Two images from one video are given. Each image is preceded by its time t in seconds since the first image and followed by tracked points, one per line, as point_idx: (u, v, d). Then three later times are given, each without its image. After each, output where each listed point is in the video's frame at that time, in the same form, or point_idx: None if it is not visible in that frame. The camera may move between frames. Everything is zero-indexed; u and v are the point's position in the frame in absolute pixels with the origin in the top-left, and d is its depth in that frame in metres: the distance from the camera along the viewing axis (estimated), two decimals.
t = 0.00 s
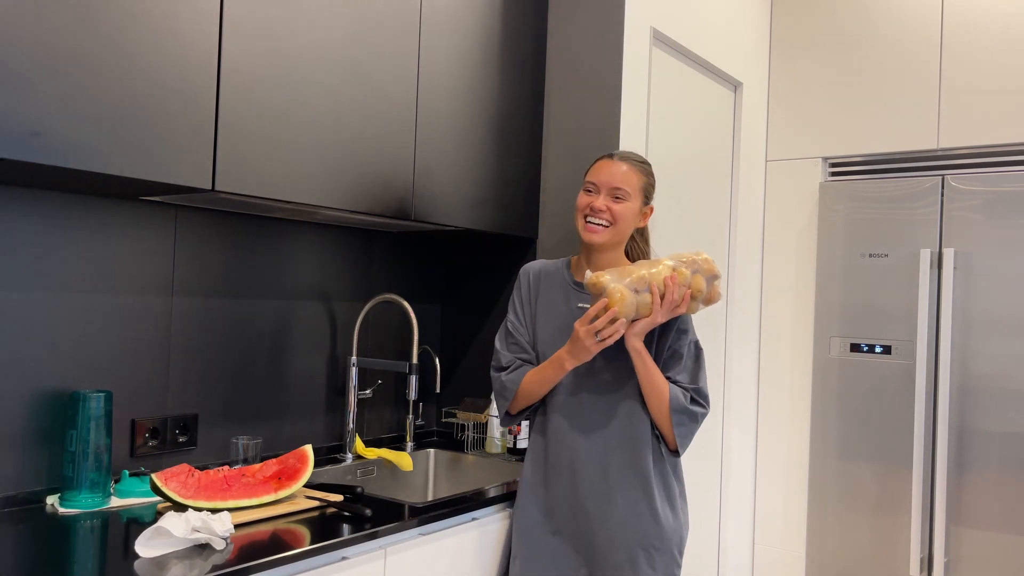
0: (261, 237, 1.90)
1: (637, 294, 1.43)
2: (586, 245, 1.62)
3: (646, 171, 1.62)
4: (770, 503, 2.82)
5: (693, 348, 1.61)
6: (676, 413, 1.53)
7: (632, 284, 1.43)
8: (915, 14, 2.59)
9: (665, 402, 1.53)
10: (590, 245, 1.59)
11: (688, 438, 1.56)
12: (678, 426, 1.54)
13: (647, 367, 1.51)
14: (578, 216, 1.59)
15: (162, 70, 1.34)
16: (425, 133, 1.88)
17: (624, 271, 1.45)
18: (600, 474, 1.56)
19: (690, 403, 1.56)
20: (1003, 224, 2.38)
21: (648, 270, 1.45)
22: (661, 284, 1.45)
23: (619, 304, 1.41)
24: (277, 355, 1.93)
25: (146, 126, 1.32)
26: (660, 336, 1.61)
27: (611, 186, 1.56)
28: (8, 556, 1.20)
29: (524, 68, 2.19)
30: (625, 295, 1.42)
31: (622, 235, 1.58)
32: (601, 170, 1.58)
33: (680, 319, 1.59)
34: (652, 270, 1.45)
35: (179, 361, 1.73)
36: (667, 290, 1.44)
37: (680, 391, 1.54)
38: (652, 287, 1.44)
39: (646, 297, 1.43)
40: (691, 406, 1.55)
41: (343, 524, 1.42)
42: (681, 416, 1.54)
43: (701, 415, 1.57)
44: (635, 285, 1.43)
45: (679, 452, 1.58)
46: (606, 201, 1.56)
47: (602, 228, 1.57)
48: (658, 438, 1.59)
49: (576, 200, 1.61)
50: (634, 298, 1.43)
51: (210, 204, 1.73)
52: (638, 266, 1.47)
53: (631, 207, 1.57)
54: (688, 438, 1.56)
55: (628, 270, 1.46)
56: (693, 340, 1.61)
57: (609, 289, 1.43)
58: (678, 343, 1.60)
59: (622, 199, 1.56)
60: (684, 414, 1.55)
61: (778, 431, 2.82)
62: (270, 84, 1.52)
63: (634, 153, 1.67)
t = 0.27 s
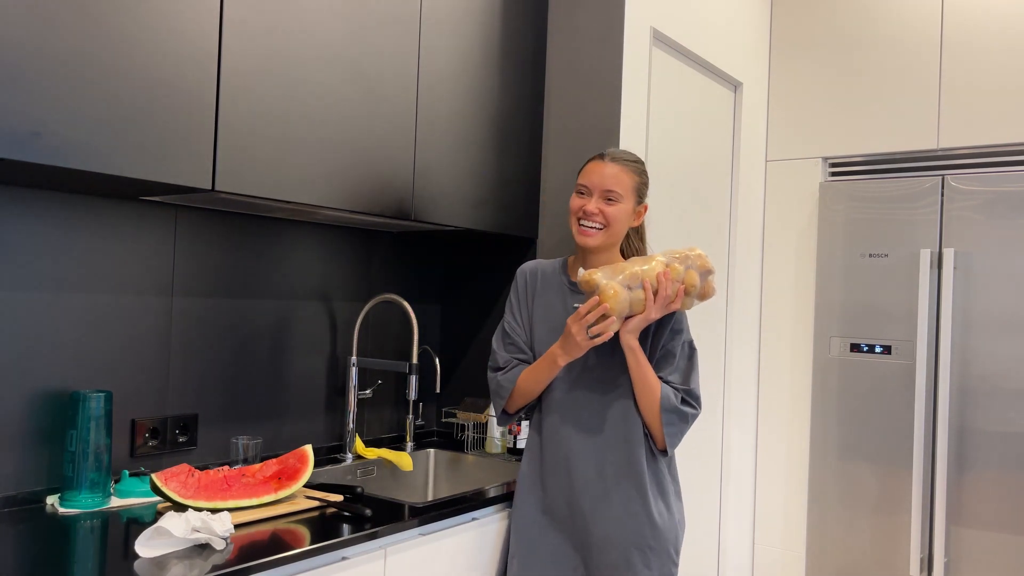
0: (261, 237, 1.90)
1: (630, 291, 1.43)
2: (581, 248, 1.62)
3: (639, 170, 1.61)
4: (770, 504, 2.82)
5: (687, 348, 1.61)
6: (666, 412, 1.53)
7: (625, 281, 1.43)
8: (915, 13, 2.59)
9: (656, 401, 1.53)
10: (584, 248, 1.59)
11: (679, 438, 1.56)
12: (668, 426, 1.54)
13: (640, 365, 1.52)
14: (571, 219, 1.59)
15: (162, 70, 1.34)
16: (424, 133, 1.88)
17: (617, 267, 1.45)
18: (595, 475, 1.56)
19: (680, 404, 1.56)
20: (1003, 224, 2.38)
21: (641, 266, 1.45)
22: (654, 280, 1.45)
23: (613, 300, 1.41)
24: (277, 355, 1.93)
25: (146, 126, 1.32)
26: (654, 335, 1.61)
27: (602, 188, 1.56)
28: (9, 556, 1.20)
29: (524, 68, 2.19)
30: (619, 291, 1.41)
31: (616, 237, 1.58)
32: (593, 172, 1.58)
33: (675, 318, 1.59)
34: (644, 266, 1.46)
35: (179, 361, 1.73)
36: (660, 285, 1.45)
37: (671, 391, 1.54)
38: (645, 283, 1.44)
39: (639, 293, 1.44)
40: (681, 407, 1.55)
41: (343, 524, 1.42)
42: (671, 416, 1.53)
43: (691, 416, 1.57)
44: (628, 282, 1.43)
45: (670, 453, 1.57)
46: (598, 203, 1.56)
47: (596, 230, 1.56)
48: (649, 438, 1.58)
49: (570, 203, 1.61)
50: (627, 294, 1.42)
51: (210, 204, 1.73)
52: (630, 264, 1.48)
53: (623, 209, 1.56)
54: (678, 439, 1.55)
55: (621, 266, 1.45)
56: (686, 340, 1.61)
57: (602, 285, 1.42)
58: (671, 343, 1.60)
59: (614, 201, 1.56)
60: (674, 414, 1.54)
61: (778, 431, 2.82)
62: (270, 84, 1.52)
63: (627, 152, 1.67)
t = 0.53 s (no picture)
0: (262, 237, 1.90)
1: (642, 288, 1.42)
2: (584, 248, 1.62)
3: (639, 168, 1.61)
4: (771, 504, 2.82)
5: (689, 352, 1.62)
6: (667, 413, 1.53)
7: (637, 279, 1.41)
8: (915, 13, 2.59)
9: (657, 401, 1.53)
10: (587, 249, 1.59)
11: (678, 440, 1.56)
12: (668, 427, 1.54)
13: (647, 363, 1.52)
14: (573, 221, 1.59)
15: (162, 70, 1.34)
16: (424, 133, 1.88)
17: (627, 264, 1.43)
18: (595, 475, 1.55)
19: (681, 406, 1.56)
20: (1003, 224, 2.38)
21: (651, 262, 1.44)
22: (664, 277, 1.44)
23: (628, 299, 1.39)
24: (276, 355, 1.93)
25: (146, 126, 1.32)
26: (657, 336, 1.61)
27: (602, 189, 1.55)
28: (9, 556, 1.20)
29: (524, 68, 2.19)
30: (631, 290, 1.40)
31: (618, 236, 1.58)
32: (591, 173, 1.57)
33: (679, 321, 1.60)
34: (654, 262, 1.44)
35: (179, 361, 1.73)
36: (671, 281, 1.44)
37: (672, 393, 1.55)
38: (656, 280, 1.43)
39: (651, 291, 1.42)
40: (682, 410, 1.56)
41: (343, 524, 1.42)
42: (671, 417, 1.54)
43: (691, 419, 1.57)
44: (640, 280, 1.41)
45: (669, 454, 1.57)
46: (599, 204, 1.56)
47: (598, 231, 1.57)
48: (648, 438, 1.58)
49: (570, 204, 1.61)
50: (640, 291, 1.41)
51: (210, 204, 1.73)
52: (638, 260, 1.46)
53: (625, 208, 1.56)
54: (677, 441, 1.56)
55: (631, 263, 1.44)
56: (689, 344, 1.62)
57: (615, 284, 1.40)
58: (674, 345, 1.60)
59: (615, 201, 1.56)
60: (675, 416, 1.55)
61: (778, 431, 2.82)
62: (270, 85, 1.52)
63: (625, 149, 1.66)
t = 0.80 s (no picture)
0: (262, 237, 1.90)
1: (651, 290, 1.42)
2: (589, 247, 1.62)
3: (640, 165, 1.61)
4: (770, 503, 2.82)
5: (697, 355, 1.62)
6: (677, 415, 1.53)
7: (646, 281, 1.41)
8: (915, 13, 2.60)
9: (666, 403, 1.53)
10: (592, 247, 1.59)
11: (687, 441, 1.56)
12: (677, 429, 1.54)
13: (656, 367, 1.51)
14: (576, 219, 1.59)
15: (162, 70, 1.34)
16: (425, 133, 1.88)
17: (637, 266, 1.44)
18: (602, 475, 1.56)
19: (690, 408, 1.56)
20: (1003, 224, 2.38)
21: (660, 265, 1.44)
22: (674, 279, 1.44)
23: (636, 300, 1.40)
24: (277, 355, 1.93)
25: (146, 127, 1.32)
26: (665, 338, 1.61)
27: (604, 186, 1.56)
28: (9, 556, 1.20)
29: (524, 68, 2.19)
30: (640, 291, 1.40)
31: (623, 233, 1.58)
32: (594, 171, 1.58)
33: (687, 323, 1.60)
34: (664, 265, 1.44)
35: (179, 361, 1.73)
36: (680, 285, 1.43)
37: (682, 395, 1.55)
38: (665, 283, 1.43)
39: (660, 294, 1.42)
40: (691, 412, 1.56)
41: (343, 524, 1.42)
42: (681, 419, 1.54)
43: (700, 421, 1.57)
44: (649, 282, 1.41)
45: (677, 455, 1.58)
46: (602, 201, 1.56)
47: (602, 228, 1.56)
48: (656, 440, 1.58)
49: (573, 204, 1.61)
50: (649, 294, 1.41)
51: (210, 204, 1.73)
52: (648, 262, 1.46)
53: (628, 204, 1.56)
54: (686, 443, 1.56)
55: (641, 265, 1.44)
56: (696, 346, 1.62)
57: (624, 286, 1.41)
58: (682, 347, 1.60)
59: (618, 197, 1.56)
60: (684, 418, 1.55)
61: (778, 431, 2.82)
62: (270, 85, 1.52)
63: (626, 147, 1.67)
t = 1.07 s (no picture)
0: (262, 237, 1.90)
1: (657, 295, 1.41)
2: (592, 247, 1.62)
3: (642, 164, 1.62)
4: (770, 503, 2.82)
5: (700, 356, 1.62)
6: (681, 419, 1.53)
7: (653, 286, 1.40)
8: (915, 13, 2.60)
9: (670, 406, 1.53)
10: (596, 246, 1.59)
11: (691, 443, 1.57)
12: (682, 431, 1.54)
13: (658, 372, 1.51)
14: (580, 219, 1.59)
15: (163, 70, 1.34)
16: (425, 133, 1.88)
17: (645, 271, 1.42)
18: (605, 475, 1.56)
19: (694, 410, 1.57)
20: (1003, 224, 2.38)
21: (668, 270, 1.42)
22: (680, 285, 1.42)
23: (642, 306, 1.39)
24: (277, 355, 1.93)
25: (146, 127, 1.32)
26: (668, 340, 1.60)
27: (607, 184, 1.56)
28: (8, 556, 1.20)
29: (524, 68, 2.19)
30: (646, 296, 1.39)
31: (627, 231, 1.58)
32: (596, 170, 1.58)
33: (690, 324, 1.60)
34: (671, 270, 1.42)
35: (179, 361, 1.73)
36: (686, 292, 1.42)
37: (685, 397, 1.55)
38: (671, 288, 1.41)
39: (666, 299, 1.41)
40: (695, 414, 1.56)
41: (343, 524, 1.42)
42: (685, 422, 1.54)
43: (704, 422, 1.57)
44: (656, 288, 1.40)
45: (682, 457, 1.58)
46: (606, 200, 1.56)
47: (607, 227, 1.56)
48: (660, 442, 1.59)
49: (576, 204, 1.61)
50: (654, 299, 1.40)
51: (210, 204, 1.72)
52: (655, 266, 1.44)
53: (632, 201, 1.57)
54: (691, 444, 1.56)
55: (648, 269, 1.42)
56: (699, 347, 1.61)
57: (631, 290, 1.39)
58: (685, 349, 1.60)
59: (622, 195, 1.56)
60: (688, 420, 1.55)
61: (778, 431, 2.82)
62: (270, 85, 1.52)
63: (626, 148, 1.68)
